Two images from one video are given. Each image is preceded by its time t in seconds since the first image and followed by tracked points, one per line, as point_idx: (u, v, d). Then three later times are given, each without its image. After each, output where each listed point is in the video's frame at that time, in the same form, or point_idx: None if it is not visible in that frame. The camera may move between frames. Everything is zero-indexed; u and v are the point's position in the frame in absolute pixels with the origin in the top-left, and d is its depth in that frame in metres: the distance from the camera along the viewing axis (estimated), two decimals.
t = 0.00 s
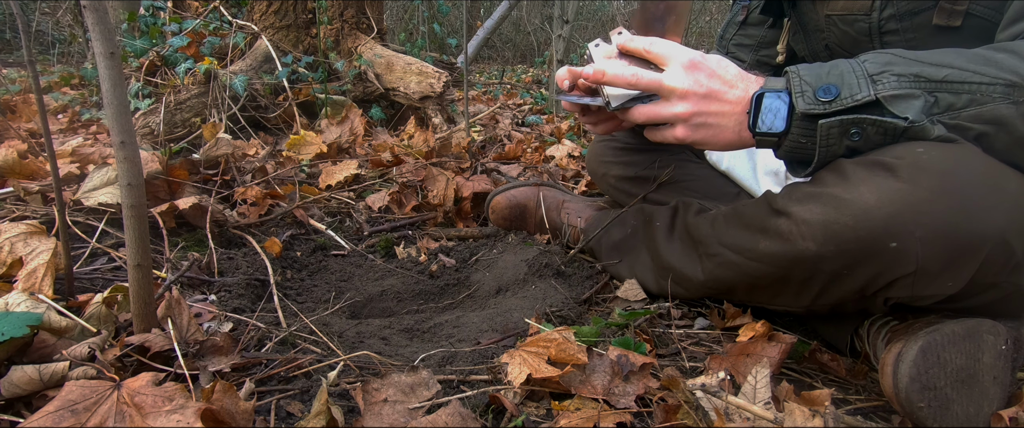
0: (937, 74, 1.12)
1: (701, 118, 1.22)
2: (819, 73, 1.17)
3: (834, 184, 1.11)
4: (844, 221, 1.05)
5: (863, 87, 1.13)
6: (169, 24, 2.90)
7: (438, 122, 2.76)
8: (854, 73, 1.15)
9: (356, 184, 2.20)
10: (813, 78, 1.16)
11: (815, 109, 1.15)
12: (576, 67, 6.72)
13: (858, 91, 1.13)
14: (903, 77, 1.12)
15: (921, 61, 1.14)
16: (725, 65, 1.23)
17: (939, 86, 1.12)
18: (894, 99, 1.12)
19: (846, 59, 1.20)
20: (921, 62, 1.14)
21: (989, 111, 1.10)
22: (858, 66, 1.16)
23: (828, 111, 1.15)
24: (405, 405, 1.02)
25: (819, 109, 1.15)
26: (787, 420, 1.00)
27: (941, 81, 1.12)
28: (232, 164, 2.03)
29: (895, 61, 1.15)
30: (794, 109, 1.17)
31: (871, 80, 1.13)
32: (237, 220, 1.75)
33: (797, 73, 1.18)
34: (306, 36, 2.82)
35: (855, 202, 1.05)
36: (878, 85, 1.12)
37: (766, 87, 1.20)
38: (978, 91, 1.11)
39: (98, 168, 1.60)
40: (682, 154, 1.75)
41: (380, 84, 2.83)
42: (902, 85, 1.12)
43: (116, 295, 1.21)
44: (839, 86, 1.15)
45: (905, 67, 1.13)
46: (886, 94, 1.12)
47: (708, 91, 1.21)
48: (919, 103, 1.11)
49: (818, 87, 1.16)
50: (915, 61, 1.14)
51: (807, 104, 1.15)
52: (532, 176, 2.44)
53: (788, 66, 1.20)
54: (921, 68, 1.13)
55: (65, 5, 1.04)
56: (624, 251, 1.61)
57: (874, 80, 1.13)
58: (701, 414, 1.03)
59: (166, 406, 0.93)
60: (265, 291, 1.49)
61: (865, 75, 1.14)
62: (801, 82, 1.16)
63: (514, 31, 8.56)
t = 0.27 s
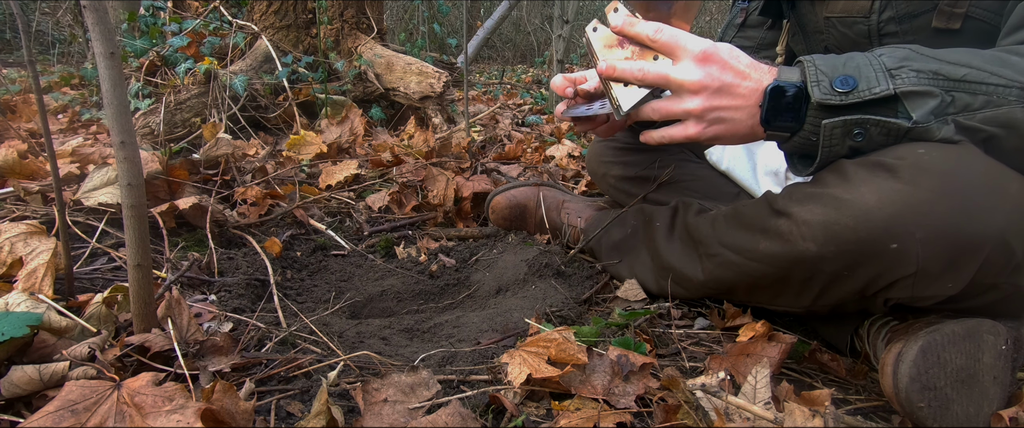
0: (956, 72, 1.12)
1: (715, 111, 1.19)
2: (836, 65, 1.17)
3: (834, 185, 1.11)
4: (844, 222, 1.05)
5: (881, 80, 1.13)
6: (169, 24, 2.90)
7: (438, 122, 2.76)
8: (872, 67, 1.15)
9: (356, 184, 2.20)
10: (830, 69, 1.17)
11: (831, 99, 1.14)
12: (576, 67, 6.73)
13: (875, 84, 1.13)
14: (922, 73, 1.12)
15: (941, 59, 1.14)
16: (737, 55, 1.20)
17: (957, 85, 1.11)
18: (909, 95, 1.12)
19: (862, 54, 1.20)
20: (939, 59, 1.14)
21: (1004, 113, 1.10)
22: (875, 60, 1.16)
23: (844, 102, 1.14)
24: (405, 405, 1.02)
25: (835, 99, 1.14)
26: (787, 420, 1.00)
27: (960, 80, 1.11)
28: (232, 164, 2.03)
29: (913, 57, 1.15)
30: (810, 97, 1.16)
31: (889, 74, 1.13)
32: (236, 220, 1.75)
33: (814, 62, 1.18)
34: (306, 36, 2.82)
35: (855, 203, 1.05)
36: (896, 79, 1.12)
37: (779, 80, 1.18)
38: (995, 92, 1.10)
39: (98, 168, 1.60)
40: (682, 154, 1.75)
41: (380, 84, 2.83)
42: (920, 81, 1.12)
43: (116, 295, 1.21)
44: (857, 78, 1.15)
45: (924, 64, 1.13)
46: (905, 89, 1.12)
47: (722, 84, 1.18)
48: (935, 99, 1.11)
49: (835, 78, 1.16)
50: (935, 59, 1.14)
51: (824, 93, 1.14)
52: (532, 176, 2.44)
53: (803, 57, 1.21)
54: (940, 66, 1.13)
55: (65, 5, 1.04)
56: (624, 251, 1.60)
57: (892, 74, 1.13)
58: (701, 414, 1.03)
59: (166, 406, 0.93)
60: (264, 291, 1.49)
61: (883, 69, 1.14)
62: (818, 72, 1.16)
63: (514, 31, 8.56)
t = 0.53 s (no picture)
0: (958, 80, 1.12)
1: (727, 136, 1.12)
2: (838, 74, 1.16)
3: (834, 184, 1.11)
4: (844, 221, 1.05)
5: (884, 91, 1.13)
6: (169, 24, 2.90)
7: (438, 122, 2.76)
8: (874, 75, 1.15)
9: (356, 184, 2.20)
10: (833, 79, 1.16)
11: (835, 114, 1.15)
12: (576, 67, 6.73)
13: (879, 95, 1.14)
14: (924, 81, 1.13)
15: (943, 65, 1.14)
16: (757, 78, 1.09)
17: (958, 93, 1.12)
18: (912, 103, 1.13)
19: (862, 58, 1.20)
20: (940, 63, 1.14)
21: (1003, 120, 1.12)
22: (877, 68, 1.16)
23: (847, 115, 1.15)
24: (405, 405, 1.02)
25: (840, 113, 1.15)
26: (787, 421, 1.00)
27: (961, 87, 1.13)
28: (232, 164, 2.03)
29: (915, 63, 1.15)
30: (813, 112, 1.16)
31: (892, 84, 1.14)
32: (236, 220, 1.75)
33: (816, 72, 1.16)
34: (306, 36, 2.82)
35: (855, 202, 1.05)
36: (899, 89, 1.13)
37: (783, 103, 1.14)
38: (995, 100, 1.12)
39: (98, 168, 1.60)
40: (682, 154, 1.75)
41: (380, 84, 2.83)
42: (923, 89, 1.12)
43: (116, 295, 1.21)
44: (859, 89, 1.15)
45: (927, 71, 1.13)
46: (908, 99, 1.12)
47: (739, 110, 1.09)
48: (937, 106, 1.12)
49: (837, 89, 1.15)
50: (937, 65, 1.14)
51: (827, 108, 1.15)
52: (532, 176, 2.44)
53: (804, 63, 1.19)
54: (942, 73, 1.13)
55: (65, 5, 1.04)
56: (624, 250, 1.60)
57: (895, 83, 1.13)
58: (702, 415, 1.03)
59: (166, 406, 0.93)
60: (265, 291, 1.49)
61: (886, 77, 1.14)
62: (820, 84, 1.15)
63: (514, 31, 8.56)
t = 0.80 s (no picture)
0: (922, 90, 1.15)
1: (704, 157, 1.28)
2: (809, 96, 1.23)
3: (834, 184, 1.11)
4: (844, 221, 1.05)
5: (852, 107, 1.19)
6: (169, 24, 2.90)
7: (438, 122, 2.76)
8: (843, 93, 1.21)
9: (356, 184, 2.20)
10: (804, 101, 1.23)
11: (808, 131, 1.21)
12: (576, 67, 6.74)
13: (848, 111, 1.20)
14: (889, 95, 1.17)
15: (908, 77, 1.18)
16: (727, 112, 1.24)
17: (924, 102, 1.15)
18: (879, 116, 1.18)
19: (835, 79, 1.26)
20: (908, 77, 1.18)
21: (973, 122, 1.11)
22: (845, 87, 1.22)
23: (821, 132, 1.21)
24: (405, 405, 1.02)
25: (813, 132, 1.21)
26: (787, 420, 1.00)
27: (926, 96, 1.15)
28: (232, 164, 2.03)
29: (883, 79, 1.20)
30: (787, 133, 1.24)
31: (859, 100, 1.19)
32: (236, 221, 1.75)
33: (788, 96, 1.25)
34: (306, 36, 2.82)
35: (855, 201, 1.05)
36: (866, 104, 1.18)
37: (759, 129, 1.26)
38: (961, 105, 1.12)
39: (98, 168, 1.60)
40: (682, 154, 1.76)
41: (380, 84, 2.83)
42: (890, 102, 1.17)
43: (116, 294, 1.21)
44: (829, 108, 1.21)
45: (891, 84, 1.18)
46: (875, 113, 1.18)
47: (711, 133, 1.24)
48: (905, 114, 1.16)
49: (809, 110, 1.22)
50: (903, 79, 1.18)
51: (801, 129, 1.22)
52: (532, 176, 2.45)
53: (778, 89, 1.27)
54: (907, 85, 1.17)
55: (65, 5, 1.04)
56: (624, 250, 1.60)
57: (862, 99, 1.19)
58: (701, 414, 1.03)
59: (166, 406, 0.93)
60: (265, 291, 1.49)
61: (853, 95, 1.20)
62: (792, 107, 1.23)
63: (514, 31, 8.55)
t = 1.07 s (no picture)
0: (918, 92, 1.17)
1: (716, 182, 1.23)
2: (809, 102, 1.24)
3: (835, 182, 1.11)
4: (846, 219, 1.05)
5: (852, 111, 1.20)
6: (169, 24, 2.90)
7: (438, 122, 2.76)
8: (841, 98, 1.22)
9: (356, 184, 2.20)
10: (804, 107, 1.24)
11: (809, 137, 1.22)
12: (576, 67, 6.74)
13: (847, 115, 1.20)
14: (887, 97, 1.19)
15: (904, 80, 1.19)
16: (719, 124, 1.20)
17: (920, 103, 1.16)
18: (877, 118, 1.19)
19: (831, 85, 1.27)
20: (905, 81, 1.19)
21: (970, 123, 1.12)
22: (843, 92, 1.23)
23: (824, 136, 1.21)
24: (405, 405, 1.02)
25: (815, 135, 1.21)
26: (787, 420, 1.00)
27: (923, 98, 1.16)
28: (232, 164, 2.03)
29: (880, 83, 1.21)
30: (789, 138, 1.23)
31: (857, 104, 1.20)
32: (236, 220, 1.75)
33: (787, 104, 1.25)
34: (306, 36, 2.82)
35: (856, 199, 1.05)
36: (864, 108, 1.19)
37: (760, 138, 1.24)
38: (957, 106, 1.13)
39: (98, 168, 1.60)
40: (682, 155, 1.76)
41: (380, 84, 2.83)
42: (887, 105, 1.18)
43: (116, 295, 1.21)
44: (829, 112, 1.22)
45: (887, 87, 1.20)
46: (874, 115, 1.18)
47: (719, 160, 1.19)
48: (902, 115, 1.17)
49: (809, 116, 1.23)
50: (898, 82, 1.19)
51: (802, 133, 1.22)
52: (532, 176, 2.45)
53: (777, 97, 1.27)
54: (903, 87, 1.18)
55: (65, 5, 1.04)
56: (624, 250, 1.60)
57: (860, 103, 1.20)
58: (701, 414, 1.03)
59: (166, 406, 0.93)
60: (265, 291, 1.49)
61: (852, 99, 1.21)
62: (793, 113, 1.23)
63: (514, 31, 8.55)
